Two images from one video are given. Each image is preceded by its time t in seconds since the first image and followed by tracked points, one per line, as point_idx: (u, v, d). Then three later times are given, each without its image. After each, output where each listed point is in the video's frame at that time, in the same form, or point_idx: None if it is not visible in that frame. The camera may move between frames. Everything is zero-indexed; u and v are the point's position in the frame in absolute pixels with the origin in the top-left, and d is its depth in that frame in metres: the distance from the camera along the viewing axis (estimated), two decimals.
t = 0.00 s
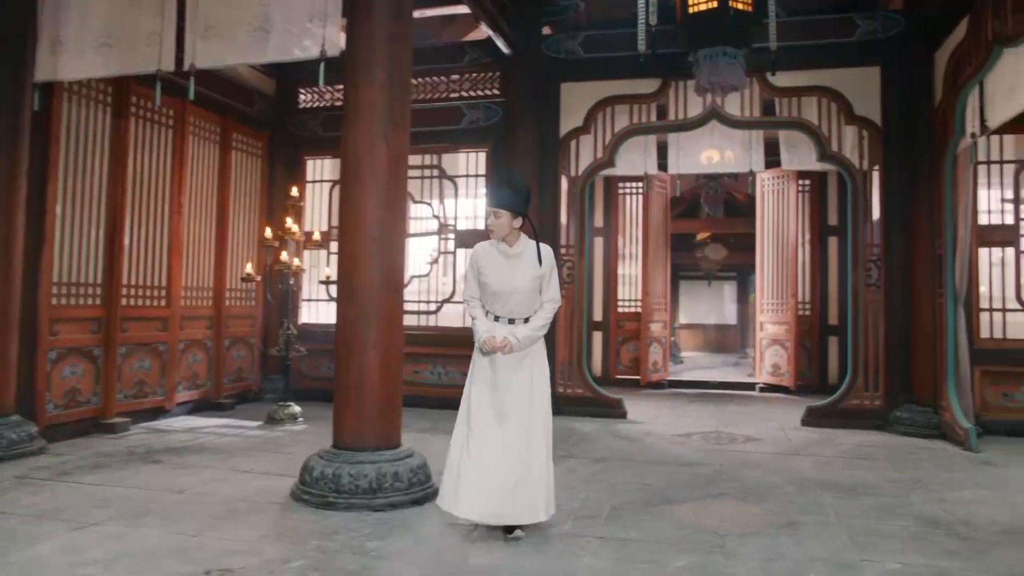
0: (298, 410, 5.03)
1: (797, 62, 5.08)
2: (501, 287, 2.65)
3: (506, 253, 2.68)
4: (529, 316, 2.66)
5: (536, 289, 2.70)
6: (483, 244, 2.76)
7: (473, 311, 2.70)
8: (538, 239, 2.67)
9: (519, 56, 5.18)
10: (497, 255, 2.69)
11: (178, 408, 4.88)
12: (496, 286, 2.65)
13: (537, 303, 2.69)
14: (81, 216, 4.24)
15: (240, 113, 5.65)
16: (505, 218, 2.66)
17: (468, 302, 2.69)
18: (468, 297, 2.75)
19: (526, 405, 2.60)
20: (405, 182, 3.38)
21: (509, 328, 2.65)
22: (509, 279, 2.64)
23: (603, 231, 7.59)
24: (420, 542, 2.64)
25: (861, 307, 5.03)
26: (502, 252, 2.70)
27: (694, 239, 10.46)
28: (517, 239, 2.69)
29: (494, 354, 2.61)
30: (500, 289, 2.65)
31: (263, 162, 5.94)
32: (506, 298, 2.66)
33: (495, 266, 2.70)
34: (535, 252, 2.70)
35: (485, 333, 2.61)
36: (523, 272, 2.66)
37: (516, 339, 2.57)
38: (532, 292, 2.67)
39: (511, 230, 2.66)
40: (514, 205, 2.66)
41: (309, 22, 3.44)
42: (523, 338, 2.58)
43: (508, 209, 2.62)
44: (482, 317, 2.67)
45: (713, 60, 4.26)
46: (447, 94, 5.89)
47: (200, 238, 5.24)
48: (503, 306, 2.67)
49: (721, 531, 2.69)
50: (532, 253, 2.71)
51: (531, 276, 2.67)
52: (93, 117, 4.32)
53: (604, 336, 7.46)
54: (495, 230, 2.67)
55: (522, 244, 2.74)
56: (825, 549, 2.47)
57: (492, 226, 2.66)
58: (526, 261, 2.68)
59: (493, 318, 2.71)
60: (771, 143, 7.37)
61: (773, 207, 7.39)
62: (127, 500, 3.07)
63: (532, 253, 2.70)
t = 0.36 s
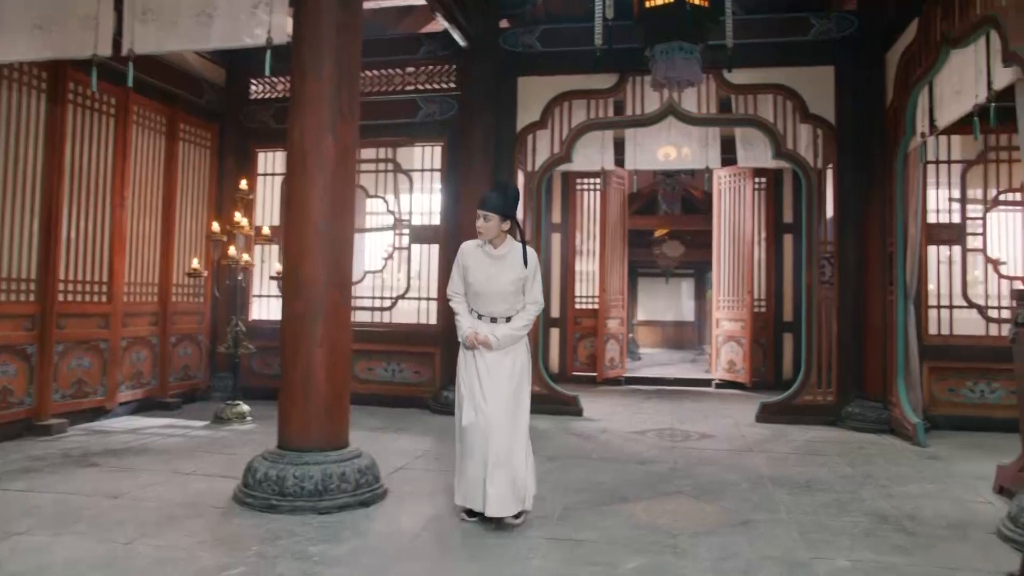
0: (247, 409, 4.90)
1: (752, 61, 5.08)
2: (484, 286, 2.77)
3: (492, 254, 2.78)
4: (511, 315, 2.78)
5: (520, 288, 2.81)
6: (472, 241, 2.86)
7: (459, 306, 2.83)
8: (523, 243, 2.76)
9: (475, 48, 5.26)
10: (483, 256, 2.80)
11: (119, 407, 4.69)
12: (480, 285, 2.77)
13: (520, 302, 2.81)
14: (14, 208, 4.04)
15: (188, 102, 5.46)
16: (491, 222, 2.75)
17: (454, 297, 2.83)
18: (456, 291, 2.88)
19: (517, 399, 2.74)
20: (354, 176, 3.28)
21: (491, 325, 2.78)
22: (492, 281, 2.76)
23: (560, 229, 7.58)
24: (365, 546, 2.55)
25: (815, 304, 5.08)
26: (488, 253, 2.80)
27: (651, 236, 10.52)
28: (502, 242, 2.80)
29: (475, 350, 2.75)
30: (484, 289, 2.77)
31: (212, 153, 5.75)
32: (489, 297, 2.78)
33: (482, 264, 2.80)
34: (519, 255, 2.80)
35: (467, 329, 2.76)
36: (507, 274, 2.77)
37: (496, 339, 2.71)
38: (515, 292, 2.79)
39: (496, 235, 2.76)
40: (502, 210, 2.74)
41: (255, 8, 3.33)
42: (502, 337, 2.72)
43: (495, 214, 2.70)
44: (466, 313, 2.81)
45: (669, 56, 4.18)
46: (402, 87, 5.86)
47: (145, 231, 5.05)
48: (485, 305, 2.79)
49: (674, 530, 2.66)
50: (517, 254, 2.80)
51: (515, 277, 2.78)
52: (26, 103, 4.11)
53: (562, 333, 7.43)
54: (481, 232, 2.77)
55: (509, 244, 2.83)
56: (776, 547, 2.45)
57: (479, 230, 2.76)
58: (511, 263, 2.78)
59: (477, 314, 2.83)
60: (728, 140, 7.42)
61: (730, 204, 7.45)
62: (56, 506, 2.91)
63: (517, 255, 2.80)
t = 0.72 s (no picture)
0: (190, 406, 4.73)
1: (704, 55, 5.10)
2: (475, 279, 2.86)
3: (485, 248, 2.88)
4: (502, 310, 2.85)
5: (513, 283, 2.89)
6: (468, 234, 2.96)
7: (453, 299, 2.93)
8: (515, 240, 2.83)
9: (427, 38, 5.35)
10: (476, 250, 2.90)
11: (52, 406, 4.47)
12: (472, 278, 2.86)
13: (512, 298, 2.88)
14: None
15: (128, 88, 5.23)
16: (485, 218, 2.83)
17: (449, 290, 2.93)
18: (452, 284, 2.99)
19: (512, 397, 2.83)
20: (298, 163, 3.15)
21: (483, 319, 2.86)
22: (484, 274, 2.84)
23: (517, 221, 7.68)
24: (305, 549, 2.44)
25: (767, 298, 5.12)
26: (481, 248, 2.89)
27: (607, 230, 10.55)
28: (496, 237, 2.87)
29: (465, 342, 2.84)
30: (477, 281, 2.86)
31: (155, 141, 5.53)
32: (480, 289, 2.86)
33: (476, 258, 2.90)
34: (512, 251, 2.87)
35: (459, 321, 2.85)
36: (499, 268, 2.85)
37: (485, 332, 2.78)
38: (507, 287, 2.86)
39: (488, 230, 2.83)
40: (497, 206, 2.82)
41: None
42: (491, 332, 2.79)
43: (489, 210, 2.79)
44: (460, 305, 2.90)
45: (623, 47, 4.18)
46: (354, 76, 5.77)
47: (81, 222, 4.82)
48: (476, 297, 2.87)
49: (624, 528, 2.61)
50: (510, 250, 2.88)
51: (507, 272, 2.85)
52: None
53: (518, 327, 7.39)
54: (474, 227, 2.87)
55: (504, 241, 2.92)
56: (727, 544, 2.42)
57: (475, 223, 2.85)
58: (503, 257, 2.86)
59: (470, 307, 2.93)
60: (683, 135, 7.44)
61: (685, 198, 7.48)
62: None
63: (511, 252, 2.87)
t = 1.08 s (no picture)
0: (136, 401, 4.56)
1: (662, 46, 5.11)
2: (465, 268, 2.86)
3: (475, 236, 2.90)
4: (488, 299, 2.87)
5: (501, 274, 2.91)
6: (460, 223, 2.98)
7: (438, 287, 2.93)
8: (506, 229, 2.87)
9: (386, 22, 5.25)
10: (466, 239, 2.91)
11: None
12: (461, 267, 2.87)
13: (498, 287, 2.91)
14: None
15: (70, 70, 4.99)
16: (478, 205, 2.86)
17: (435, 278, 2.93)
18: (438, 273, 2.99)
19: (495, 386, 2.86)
20: (244, 149, 3.01)
21: (468, 307, 2.88)
22: (474, 262, 2.86)
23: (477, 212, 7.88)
24: (248, 551, 2.33)
25: (726, 290, 5.14)
26: (471, 237, 2.91)
27: (568, 222, 10.51)
28: (486, 226, 2.89)
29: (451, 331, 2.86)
30: (466, 269, 2.87)
31: (100, 126, 5.30)
32: (470, 279, 2.87)
33: (465, 247, 2.92)
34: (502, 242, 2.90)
35: (445, 309, 2.86)
36: (488, 256, 2.87)
37: (472, 321, 2.81)
38: (494, 276, 2.89)
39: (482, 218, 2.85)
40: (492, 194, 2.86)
41: None
42: (478, 320, 2.82)
43: (485, 196, 2.83)
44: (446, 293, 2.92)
45: (584, 35, 4.11)
46: (309, 62, 5.60)
47: (18, 210, 4.58)
48: (464, 286, 2.88)
49: (581, 525, 2.56)
50: (500, 241, 2.91)
51: (496, 261, 2.88)
52: None
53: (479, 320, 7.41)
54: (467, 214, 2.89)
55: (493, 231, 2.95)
56: (682, 539, 2.39)
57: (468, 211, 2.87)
58: (493, 246, 2.89)
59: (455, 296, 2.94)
60: (644, 126, 7.42)
61: (647, 190, 7.47)
62: None
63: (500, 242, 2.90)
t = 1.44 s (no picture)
0: (79, 401, 4.36)
1: (624, 38, 5.07)
2: (453, 265, 2.88)
3: (460, 234, 2.92)
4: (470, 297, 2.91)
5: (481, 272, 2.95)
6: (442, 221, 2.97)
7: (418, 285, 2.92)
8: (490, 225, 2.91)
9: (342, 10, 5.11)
10: (450, 237, 2.92)
11: None
12: (447, 264, 2.88)
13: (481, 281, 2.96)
14: None
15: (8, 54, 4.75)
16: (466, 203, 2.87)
17: (417, 275, 2.92)
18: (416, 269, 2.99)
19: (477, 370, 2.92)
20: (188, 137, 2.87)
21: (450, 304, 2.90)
22: (460, 261, 2.88)
23: (438, 206, 7.89)
24: (187, 559, 2.21)
25: (687, 285, 5.12)
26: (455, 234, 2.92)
27: (531, 216, 10.47)
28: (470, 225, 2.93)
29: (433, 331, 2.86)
30: (453, 266, 2.89)
31: (41, 113, 5.05)
32: (456, 276, 2.90)
33: (447, 245, 2.92)
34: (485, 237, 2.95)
35: (428, 309, 2.87)
36: (473, 254, 2.91)
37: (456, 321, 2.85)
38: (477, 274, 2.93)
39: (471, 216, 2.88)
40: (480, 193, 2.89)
41: None
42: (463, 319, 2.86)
43: (475, 195, 2.85)
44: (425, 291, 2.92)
45: (544, 25, 4.08)
46: (264, 51, 5.42)
47: None
48: (450, 283, 2.91)
49: (537, 526, 2.49)
50: (482, 240, 2.94)
51: (479, 260, 2.92)
52: None
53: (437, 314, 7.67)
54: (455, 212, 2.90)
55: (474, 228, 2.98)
56: (641, 539, 2.34)
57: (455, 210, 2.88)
58: (477, 242, 2.93)
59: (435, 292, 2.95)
60: (606, 121, 7.39)
61: (609, 184, 7.43)
62: None
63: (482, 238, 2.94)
